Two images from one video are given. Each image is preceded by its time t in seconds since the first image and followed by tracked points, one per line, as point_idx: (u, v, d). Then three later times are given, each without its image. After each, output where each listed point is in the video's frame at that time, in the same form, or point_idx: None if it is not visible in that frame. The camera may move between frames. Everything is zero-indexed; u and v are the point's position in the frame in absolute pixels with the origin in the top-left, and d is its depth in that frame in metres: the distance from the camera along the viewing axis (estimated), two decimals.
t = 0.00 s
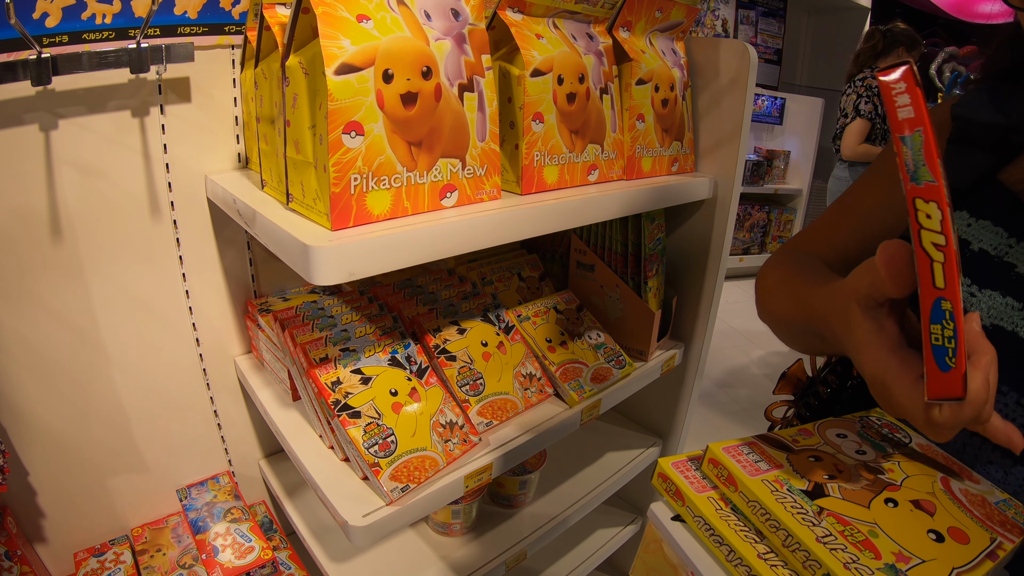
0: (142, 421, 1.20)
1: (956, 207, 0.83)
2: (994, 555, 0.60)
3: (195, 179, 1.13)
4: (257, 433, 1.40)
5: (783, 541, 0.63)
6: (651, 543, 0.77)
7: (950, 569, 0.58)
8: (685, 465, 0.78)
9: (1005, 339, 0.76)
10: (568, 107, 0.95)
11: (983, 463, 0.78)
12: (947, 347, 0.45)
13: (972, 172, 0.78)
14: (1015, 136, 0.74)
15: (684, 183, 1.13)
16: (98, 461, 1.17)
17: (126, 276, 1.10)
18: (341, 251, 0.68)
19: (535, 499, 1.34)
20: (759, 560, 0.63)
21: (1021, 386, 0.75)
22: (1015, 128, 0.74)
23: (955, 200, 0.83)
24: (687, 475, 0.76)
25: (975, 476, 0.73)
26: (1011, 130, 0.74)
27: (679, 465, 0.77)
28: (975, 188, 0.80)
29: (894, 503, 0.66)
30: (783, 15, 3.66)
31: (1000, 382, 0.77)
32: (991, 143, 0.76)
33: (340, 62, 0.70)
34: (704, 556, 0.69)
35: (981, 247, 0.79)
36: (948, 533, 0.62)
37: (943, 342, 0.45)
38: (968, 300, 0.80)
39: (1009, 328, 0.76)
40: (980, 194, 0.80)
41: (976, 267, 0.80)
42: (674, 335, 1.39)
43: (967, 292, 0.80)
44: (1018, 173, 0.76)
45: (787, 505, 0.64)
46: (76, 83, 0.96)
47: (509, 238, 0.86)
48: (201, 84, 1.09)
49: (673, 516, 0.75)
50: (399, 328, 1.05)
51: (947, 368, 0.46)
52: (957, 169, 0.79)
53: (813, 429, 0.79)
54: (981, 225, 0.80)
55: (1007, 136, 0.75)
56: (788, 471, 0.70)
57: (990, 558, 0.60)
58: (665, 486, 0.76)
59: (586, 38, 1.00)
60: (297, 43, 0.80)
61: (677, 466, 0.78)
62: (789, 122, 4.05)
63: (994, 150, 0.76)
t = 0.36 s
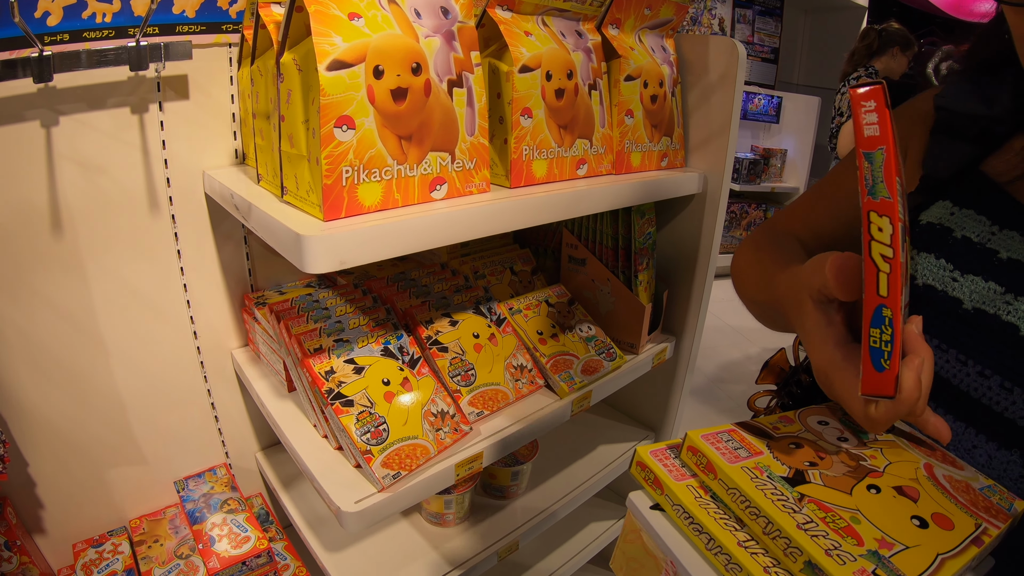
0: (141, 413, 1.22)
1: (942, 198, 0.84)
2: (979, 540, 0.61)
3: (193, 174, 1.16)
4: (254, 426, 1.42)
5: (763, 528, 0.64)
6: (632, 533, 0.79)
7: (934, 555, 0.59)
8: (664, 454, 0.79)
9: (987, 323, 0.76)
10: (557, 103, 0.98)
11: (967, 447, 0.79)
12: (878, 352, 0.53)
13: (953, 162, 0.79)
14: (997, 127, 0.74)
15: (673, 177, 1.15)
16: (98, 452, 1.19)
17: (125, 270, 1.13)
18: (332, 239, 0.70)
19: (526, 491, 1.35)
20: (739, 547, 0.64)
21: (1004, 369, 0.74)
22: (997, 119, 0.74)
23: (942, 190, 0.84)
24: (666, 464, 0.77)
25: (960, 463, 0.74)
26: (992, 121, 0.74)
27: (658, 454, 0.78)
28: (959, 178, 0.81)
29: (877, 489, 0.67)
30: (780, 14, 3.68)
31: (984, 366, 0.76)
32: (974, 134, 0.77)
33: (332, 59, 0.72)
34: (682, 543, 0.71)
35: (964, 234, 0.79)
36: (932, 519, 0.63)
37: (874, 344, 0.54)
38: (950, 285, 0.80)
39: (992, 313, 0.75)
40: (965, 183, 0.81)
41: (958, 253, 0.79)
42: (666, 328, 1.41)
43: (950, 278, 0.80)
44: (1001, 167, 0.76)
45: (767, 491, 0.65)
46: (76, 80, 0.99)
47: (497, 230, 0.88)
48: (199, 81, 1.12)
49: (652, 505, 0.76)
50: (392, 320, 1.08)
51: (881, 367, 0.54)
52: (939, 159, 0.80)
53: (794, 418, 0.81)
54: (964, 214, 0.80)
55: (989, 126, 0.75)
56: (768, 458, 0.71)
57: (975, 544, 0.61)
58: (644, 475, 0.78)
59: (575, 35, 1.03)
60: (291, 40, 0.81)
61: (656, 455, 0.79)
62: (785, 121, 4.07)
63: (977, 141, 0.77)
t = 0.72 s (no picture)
0: (141, 409, 1.24)
1: (925, 196, 0.85)
2: (961, 532, 0.63)
3: (193, 174, 1.18)
4: (253, 422, 1.44)
5: (747, 518, 0.66)
6: (618, 524, 0.81)
7: (917, 545, 0.60)
8: (649, 446, 0.81)
9: (971, 320, 0.77)
10: (549, 104, 1.00)
11: (951, 442, 0.80)
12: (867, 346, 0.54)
13: (938, 158, 0.81)
14: (981, 125, 0.77)
15: (664, 176, 1.17)
16: (99, 447, 1.21)
17: (126, 268, 1.14)
18: (330, 237, 0.71)
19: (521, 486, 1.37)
20: (725, 538, 0.66)
21: (987, 365, 0.76)
22: (981, 117, 0.76)
23: (924, 189, 0.85)
24: (652, 456, 0.79)
25: (943, 457, 0.76)
26: (977, 119, 0.77)
27: (643, 446, 0.81)
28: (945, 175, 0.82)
29: (860, 481, 0.68)
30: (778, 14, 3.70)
31: (966, 362, 0.77)
32: (958, 132, 0.79)
33: (328, 61, 0.74)
34: (668, 533, 0.73)
35: (947, 232, 0.80)
36: (915, 511, 0.65)
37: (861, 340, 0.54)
38: (933, 283, 0.80)
39: (975, 310, 0.76)
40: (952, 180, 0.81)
41: (941, 251, 0.80)
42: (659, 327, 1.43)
43: (933, 276, 0.80)
44: (984, 165, 0.78)
45: (752, 483, 0.67)
46: (78, 82, 1.00)
47: (491, 228, 0.89)
48: (199, 82, 1.13)
49: (639, 498, 0.78)
50: (388, 317, 1.10)
51: (868, 365, 0.55)
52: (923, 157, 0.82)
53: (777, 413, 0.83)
54: (947, 213, 0.81)
55: (973, 125, 0.77)
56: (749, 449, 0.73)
57: (957, 535, 0.62)
58: (632, 469, 0.80)
59: (568, 37, 1.05)
60: (289, 43, 0.83)
61: (643, 448, 0.81)
62: (783, 121, 4.09)
63: (962, 139, 0.79)
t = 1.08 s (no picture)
0: (142, 408, 1.25)
1: (917, 198, 0.86)
2: (950, 530, 0.63)
3: (194, 174, 1.18)
4: (253, 421, 1.45)
5: (739, 516, 0.65)
6: (613, 521, 0.81)
7: (906, 543, 0.60)
8: (645, 445, 0.81)
9: (961, 320, 0.78)
10: (548, 104, 1.01)
11: (942, 442, 0.81)
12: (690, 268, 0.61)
13: (929, 162, 0.82)
14: (971, 126, 0.79)
15: (662, 175, 1.18)
16: (101, 445, 1.22)
17: (127, 267, 1.15)
18: (331, 236, 0.72)
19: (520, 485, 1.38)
20: (716, 534, 0.66)
21: (977, 365, 0.76)
22: (971, 119, 0.79)
23: (917, 190, 0.85)
24: (647, 455, 0.79)
25: (934, 456, 0.76)
26: (967, 121, 0.79)
27: (638, 446, 0.80)
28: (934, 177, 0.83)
29: (851, 480, 0.68)
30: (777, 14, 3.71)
31: (957, 363, 0.78)
32: (948, 134, 0.81)
33: (329, 62, 0.75)
34: (662, 530, 0.73)
35: (939, 233, 0.81)
36: (906, 509, 0.64)
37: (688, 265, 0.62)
38: (925, 284, 0.82)
39: (965, 311, 0.77)
40: (945, 182, 0.83)
41: (933, 252, 0.82)
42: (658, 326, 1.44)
43: (926, 276, 0.82)
44: (975, 165, 0.81)
45: (743, 481, 0.67)
46: (80, 82, 1.01)
47: (491, 227, 0.90)
48: (199, 82, 1.14)
49: (633, 495, 0.79)
50: (388, 316, 1.11)
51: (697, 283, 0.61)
52: (917, 159, 0.83)
53: (771, 412, 0.81)
54: (939, 215, 0.82)
55: (964, 126, 0.80)
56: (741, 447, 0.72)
57: (946, 534, 0.62)
58: (626, 467, 0.80)
59: (567, 38, 1.06)
60: (290, 44, 0.84)
61: (637, 446, 0.81)
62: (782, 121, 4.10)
63: (953, 140, 0.81)
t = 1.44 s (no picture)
0: (141, 407, 1.25)
1: (912, 197, 0.86)
2: (941, 527, 0.61)
3: (192, 172, 1.18)
4: (252, 420, 1.44)
5: (726, 510, 0.64)
6: (605, 516, 0.80)
7: (894, 538, 0.59)
8: (636, 441, 0.79)
9: (954, 317, 0.76)
10: (547, 102, 1.01)
11: (936, 438, 0.78)
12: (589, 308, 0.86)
13: (924, 160, 0.83)
14: (965, 124, 0.80)
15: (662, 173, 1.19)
16: (99, 444, 1.21)
17: (125, 265, 1.15)
18: (329, 232, 0.72)
19: (520, 483, 1.38)
20: (703, 529, 0.65)
21: (970, 361, 0.74)
22: (965, 117, 0.80)
23: (911, 190, 0.86)
24: (638, 450, 0.78)
25: (927, 453, 0.73)
26: (961, 119, 0.80)
27: (630, 441, 0.79)
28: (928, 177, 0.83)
29: (841, 476, 0.66)
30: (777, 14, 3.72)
31: (950, 359, 0.76)
32: (943, 132, 0.81)
33: (327, 59, 0.74)
34: (652, 525, 0.72)
35: (933, 231, 0.80)
36: (895, 505, 0.63)
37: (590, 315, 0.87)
38: (919, 281, 0.80)
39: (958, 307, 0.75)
40: (937, 182, 0.83)
41: (927, 249, 0.80)
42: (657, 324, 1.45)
43: (919, 274, 0.80)
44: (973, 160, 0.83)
45: (731, 475, 0.65)
46: (78, 80, 1.01)
47: (492, 224, 0.90)
48: (198, 80, 1.14)
49: (623, 490, 0.77)
50: (387, 314, 1.11)
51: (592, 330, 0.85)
52: (911, 159, 0.84)
53: (765, 408, 0.80)
54: (934, 212, 0.82)
55: (958, 124, 0.80)
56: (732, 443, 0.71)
57: (936, 530, 0.60)
58: (618, 462, 0.78)
59: (566, 35, 1.06)
60: (289, 41, 0.83)
61: (629, 441, 0.79)
62: (782, 120, 4.10)
63: (947, 139, 0.81)
